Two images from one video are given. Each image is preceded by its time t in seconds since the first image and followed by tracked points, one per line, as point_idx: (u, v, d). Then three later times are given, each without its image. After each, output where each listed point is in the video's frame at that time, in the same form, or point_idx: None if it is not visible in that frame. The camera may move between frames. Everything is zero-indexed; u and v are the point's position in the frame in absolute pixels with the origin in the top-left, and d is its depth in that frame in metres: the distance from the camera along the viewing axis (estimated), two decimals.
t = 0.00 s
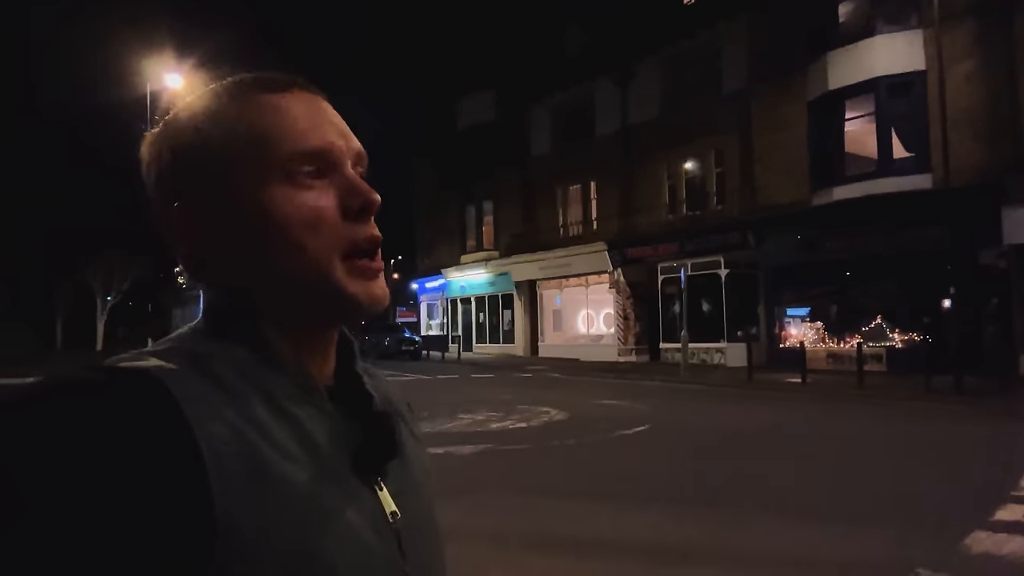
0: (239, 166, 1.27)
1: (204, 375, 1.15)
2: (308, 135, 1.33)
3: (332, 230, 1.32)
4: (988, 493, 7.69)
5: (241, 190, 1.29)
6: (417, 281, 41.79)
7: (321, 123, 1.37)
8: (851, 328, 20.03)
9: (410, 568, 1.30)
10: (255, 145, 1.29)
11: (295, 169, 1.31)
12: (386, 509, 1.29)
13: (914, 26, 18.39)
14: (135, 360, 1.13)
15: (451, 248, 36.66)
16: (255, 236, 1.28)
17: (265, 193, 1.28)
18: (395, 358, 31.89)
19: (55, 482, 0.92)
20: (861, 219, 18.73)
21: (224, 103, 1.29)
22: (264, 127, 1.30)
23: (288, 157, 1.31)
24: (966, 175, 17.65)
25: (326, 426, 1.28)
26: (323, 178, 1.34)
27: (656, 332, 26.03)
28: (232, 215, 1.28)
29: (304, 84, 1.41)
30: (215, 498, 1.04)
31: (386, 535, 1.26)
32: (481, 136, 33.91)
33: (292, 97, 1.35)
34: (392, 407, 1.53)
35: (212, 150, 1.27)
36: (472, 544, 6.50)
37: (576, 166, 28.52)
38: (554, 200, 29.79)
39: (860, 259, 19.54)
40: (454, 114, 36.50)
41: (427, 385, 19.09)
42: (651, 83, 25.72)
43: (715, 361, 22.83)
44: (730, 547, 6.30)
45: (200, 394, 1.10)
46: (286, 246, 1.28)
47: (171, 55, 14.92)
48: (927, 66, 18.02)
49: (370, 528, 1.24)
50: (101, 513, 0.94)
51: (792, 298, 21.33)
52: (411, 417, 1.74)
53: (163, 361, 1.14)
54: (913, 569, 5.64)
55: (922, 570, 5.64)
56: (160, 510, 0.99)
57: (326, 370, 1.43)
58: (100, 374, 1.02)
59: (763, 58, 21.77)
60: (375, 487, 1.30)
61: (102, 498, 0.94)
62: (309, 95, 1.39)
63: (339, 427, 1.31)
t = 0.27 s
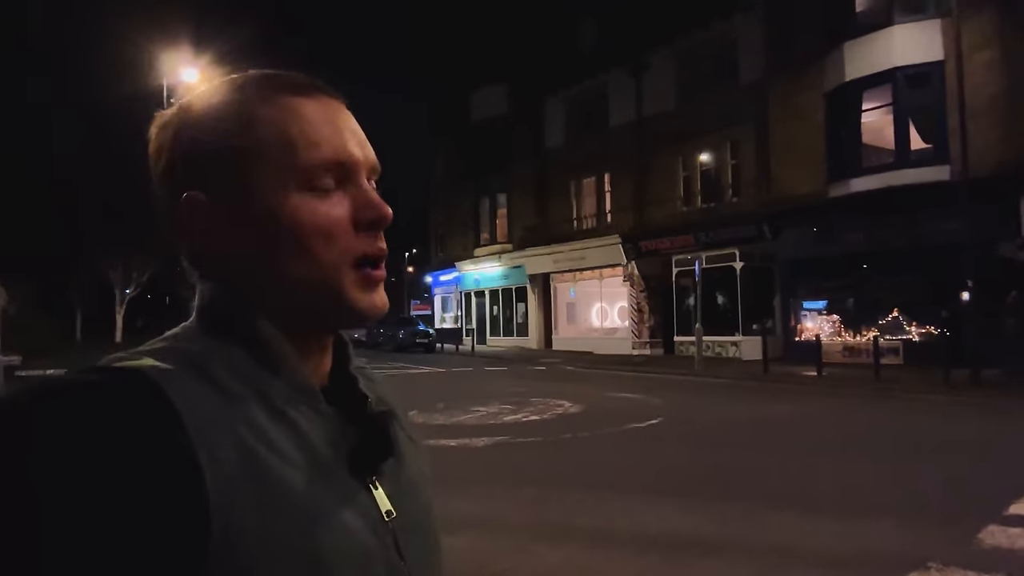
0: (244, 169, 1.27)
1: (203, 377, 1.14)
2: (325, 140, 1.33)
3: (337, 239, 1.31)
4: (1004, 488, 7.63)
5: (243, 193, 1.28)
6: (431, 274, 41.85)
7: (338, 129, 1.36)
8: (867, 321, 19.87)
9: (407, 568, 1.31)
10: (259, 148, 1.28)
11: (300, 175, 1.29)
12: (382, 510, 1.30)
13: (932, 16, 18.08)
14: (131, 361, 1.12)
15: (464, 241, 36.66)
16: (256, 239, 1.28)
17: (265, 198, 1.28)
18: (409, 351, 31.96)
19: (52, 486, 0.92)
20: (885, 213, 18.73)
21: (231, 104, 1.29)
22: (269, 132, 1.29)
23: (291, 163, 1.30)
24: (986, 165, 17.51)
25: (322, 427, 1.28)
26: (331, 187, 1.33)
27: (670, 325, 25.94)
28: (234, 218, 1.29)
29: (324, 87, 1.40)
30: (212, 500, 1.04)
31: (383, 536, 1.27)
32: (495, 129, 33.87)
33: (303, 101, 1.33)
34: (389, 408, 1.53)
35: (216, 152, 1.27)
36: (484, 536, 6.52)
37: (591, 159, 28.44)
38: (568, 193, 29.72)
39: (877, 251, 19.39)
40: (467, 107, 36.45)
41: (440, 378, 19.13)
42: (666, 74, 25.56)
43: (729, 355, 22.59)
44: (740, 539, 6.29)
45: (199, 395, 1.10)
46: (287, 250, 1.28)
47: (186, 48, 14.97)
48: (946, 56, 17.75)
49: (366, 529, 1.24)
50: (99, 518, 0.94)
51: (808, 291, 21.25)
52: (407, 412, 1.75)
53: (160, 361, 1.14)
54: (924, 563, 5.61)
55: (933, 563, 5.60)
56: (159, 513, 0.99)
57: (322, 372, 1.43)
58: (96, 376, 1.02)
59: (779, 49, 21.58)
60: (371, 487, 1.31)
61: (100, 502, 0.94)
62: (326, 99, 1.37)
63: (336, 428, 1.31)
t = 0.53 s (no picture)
0: (240, 169, 1.28)
1: (198, 374, 1.15)
2: (320, 141, 1.34)
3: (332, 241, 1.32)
4: (1006, 483, 7.63)
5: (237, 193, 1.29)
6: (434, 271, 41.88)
7: (336, 130, 1.37)
8: (871, 318, 19.84)
9: (402, 567, 1.32)
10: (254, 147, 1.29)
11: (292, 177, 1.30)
12: (377, 508, 1.31)
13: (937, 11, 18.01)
14: (126, 358, 1.13)
15: (468, 238, 36.67)
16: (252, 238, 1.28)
17: (260, 198, 1.28)
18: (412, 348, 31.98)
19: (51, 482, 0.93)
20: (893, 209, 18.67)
21: (229, 102, 1.29)
22: (264, 132, 1.30)
23: (286, 163, 1.30)
24: (991, 160, 17.43)
25: (317, 424, 1.29)
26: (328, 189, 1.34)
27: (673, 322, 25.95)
28: (229, 219, 1.29)
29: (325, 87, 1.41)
30: (208, 495, 1.05)
31: (378, 533, 1.28)
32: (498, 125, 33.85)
33: (302, 100, 1.34)
34: (385, 407, 1.54)
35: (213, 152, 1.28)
36: (487, 532, 6.53)
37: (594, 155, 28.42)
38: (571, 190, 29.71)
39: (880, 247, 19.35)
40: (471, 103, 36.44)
41: (443, 374, 19.14)
42: (669, 71, 25.51)
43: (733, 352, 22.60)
44: (742, 535, 6.31)
45: (195, 393, 1.11)
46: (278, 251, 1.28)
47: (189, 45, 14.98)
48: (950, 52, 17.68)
49: (361, 527, 1.25)
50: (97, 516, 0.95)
51: (811, 288, 21.24)
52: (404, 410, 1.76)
53: (155, 359, 1.14)
54: (925, 558, 5.62)
55: (934, 559, 5.62)
56: (154, 512, 0.99)
57: (321, 372, 1.43)
58: (91, 375, 1.03)
59: (782, 44, 21.52)
60: (366, 485, 1.31)
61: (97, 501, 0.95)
62: (326, 100, 1.38)
63: (332, 426, 1.32)
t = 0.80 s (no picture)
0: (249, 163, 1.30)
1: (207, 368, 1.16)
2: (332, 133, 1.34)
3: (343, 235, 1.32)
4: (996, 480, 7.71)
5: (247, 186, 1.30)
6: (426, 271, 41.89)
7: (351, 120, 1.38)
8: (861, 317, 19.94)
9: (412, 563, 1.33)
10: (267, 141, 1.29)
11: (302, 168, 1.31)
12: (387, 503, 1.32)
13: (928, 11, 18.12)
14: (137, 350, 1.13)
15: (460, 238, 36.71)
16: (262, 232, 1.29)
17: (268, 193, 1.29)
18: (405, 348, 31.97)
19: (59, 476, 0.94)
20: (883, 207, 18.63)
21: (242, 99, 1.32)
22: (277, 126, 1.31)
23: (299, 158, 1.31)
24: (982, 159, 17.52)
25: (325, 417, 1.30)
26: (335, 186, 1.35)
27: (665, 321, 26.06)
28: (239, 212, 1.30)
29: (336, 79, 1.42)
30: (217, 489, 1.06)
31: (385, 527, 1.29)
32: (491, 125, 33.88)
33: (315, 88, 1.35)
34: (394, 401, 1.55)
35: (223, 147, 1.30)
36: (481, 530, 6.55)
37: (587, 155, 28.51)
38: (564, 189, 29.79)
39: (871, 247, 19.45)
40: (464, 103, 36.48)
41: (436, 374, 19.15)
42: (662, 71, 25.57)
43: (724, 351, 22.72)
44: (737, 532, 6.34)
45: (203, 385, 1.11)
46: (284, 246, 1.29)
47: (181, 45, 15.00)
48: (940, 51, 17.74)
49: (369, 520, 1.26)
50: (103, 512, 0.95)
51: (803, 287, 21.30)
52: (411, 404, 1.77)
53: (165, 350, 1.15)
54: (918, 554, 5.67)
55: (928, 555, 5.66)
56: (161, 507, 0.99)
57: (336, 368, 1.44)
58: (98, 367, 1.04)
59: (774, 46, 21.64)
60: (375, 480, 1.33)
61: (105, 495, 0.95)
62: (340, 92, 1.39)
63: (340, 419, 1.33)
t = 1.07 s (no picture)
0: (255, 167, 1.33)
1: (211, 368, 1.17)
2: (330, 134, 1.38)
3: (341, 236, 1.35)
4: (993, 478, 7.75)
5: (250, 186, 1.33)
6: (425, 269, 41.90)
7: (348, 123, 1.42)
8: (860, 315, 19.96)
9: (417, 562, 1.34)
10: (265, 144, 1.33)
11: (300, 170, 1.34)
12: (390, 502, 1.33)
13: (926, 10, 18.15)
14: (142, 350, 1.15)
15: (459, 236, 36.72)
16: (265, 233, 1.31)
17: (272, 196, 1.32)
18: (403, 346, 31.98)
19: (64, 476, 0.94)
20: (879, 206, 18.65)
21: (251, 104, 1.36)
22: (279, 129, 1.35)
23: (299, 161, 1.35)
24: (981, 159, 17.50)
25: (327, 417, 1.31)
26: (336, 189, 1.38)
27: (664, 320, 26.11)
28: (243, 213, 1.33)
29: (337, 80, 1.45)
30: (221, 489, 1.07)
31: (389, 525, 1.30)
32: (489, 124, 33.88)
33: (314, 89, 1.39)
34: (397, 402, 1.57)
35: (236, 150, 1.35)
36: (480, 529, 6.56)
37: (586, 153, 28.54)
38: (563, 188, 29.81)
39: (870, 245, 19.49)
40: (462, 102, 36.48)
41: (435, 373, 19.14)
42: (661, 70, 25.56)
43: (723, 349, 22.78)
44: (736, 530, 6.35)
45: (207, 384, 1.13)
46: (286, 245, 1.31)
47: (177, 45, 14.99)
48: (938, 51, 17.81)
49: (372, 519, 1.27)
50: (107, 514, 0.95)
51: (801, 286, 21.31)
52: (415, 406, 1.79)
53: (169, 351, 1.16)
54: (916, 553, 5.68)
55: (926, 554, 5.68)
56: (165, 507, 1.00)
57: (339, 371, 1.46)
58: (105, 366, 1.05)
59: (772, 44, 21.64)
60: (378, 479, 1.34)
61: (109, 495, 0.96)
62: (338, 92, 1.43)
63: (342, 418, 1.34)
